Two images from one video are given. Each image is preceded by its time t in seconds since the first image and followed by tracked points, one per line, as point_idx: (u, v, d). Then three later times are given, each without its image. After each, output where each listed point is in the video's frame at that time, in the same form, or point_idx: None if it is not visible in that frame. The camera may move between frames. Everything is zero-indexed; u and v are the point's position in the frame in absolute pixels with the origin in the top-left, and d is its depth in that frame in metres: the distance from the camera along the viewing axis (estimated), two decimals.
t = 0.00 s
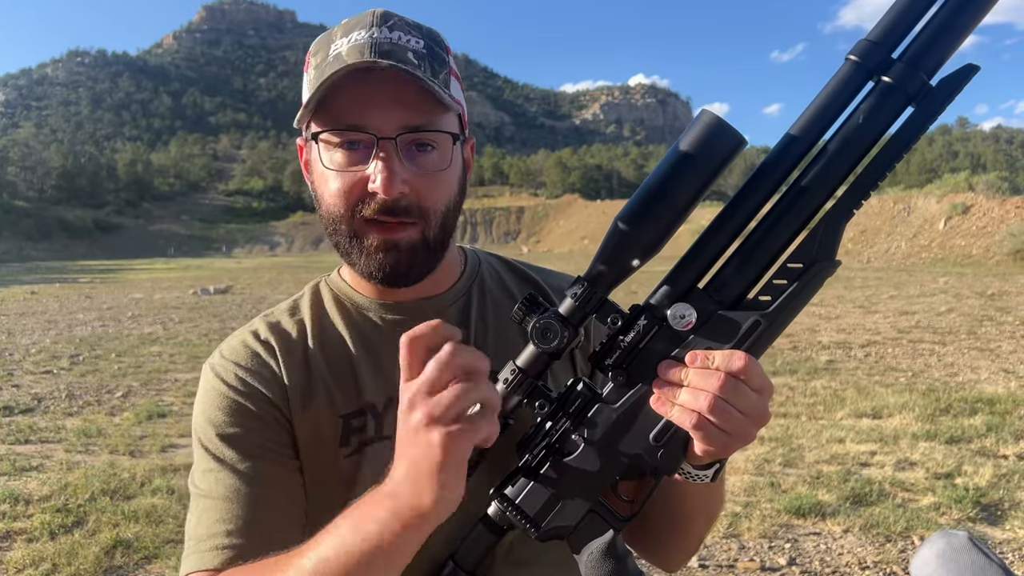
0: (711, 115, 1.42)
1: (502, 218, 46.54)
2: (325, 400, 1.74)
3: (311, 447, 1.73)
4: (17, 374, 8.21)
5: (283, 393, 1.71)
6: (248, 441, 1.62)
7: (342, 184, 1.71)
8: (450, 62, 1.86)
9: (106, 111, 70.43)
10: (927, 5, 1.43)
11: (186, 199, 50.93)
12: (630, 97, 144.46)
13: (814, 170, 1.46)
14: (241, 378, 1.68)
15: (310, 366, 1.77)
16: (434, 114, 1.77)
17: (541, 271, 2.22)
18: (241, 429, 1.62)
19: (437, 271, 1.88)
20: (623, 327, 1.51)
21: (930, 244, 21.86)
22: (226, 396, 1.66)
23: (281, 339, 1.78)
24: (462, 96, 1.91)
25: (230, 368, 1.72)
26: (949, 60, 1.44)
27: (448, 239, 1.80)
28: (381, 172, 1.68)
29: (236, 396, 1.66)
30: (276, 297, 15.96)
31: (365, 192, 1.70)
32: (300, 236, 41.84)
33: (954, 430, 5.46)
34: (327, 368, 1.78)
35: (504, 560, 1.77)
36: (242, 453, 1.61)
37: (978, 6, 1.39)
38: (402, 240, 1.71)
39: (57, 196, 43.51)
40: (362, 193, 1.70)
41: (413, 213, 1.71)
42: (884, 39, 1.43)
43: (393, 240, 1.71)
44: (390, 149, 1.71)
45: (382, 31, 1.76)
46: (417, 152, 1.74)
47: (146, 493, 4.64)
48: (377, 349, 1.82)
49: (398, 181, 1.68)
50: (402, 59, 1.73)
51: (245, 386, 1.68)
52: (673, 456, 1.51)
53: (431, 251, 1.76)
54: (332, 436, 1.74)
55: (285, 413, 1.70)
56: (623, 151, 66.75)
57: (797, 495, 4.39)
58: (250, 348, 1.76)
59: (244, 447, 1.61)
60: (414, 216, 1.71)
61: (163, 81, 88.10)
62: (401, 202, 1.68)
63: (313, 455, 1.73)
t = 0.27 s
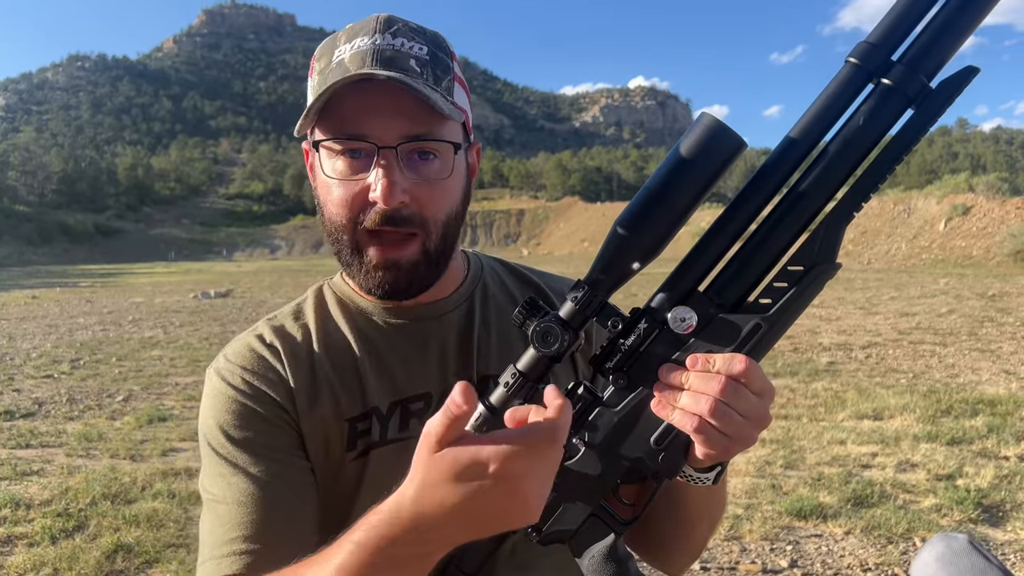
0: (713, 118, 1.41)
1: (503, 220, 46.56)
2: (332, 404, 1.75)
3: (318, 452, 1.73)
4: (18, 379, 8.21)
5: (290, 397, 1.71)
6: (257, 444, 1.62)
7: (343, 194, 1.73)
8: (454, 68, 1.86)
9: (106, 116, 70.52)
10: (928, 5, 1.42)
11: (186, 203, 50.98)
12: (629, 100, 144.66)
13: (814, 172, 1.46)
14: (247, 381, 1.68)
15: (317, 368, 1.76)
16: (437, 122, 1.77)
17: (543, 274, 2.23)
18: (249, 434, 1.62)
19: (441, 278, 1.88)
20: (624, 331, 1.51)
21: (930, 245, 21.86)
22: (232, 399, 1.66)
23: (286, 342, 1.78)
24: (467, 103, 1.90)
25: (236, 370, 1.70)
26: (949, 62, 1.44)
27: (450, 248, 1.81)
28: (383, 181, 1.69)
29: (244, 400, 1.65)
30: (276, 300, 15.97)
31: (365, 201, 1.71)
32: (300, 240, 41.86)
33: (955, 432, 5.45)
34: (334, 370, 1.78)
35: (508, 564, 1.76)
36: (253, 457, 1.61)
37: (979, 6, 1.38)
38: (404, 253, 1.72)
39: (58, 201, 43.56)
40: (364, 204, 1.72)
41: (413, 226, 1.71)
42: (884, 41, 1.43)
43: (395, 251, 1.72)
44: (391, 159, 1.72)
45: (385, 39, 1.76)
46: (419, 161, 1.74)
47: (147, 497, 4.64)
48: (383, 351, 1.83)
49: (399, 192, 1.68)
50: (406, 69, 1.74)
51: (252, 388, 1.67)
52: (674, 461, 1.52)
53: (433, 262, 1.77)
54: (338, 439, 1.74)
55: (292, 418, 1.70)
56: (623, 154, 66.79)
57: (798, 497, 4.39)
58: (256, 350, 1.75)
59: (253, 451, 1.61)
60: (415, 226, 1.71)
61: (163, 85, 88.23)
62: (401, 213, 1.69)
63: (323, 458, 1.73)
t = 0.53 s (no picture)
0: (713, 120, 1.41)
1: (503, 223, 46.57)
2: (331, 415, 1.74)
3: (317, 466, 1.72)
4: (18, 383, 8.20)
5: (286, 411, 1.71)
6: (245, 463, 1.64)
7: (354, 186, 1.72)
8: (459, 62, 1.89)
9: (106, 120, 70.63)
10: (928, 6, 1.42)
11: (187, 207, 51.03)
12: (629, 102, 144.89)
13: (815, 174, 1.46)
14: (240, 395, 1.68)
15: (315, 378, 1.76)
16: (445, 114, 1.79)
17: (545, 276, 2.23)
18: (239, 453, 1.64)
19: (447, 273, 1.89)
20: (624, 333, 1.51)
21: (931, 247, 21.86)
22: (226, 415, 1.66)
23: (287, 350, 1.77)
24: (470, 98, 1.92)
25: (231, 384, 1.70)
26: (948, 63, 1.44)
27: (460, 236, 1.81)
28: (396, 171, 1.68)
29: (236, 416, 1.66)
30: (277, 304, 15.97)
31: (378, 192, 1.70)
32: (300, 243, 41.87)
33: (956, 433, 5.44)
34: (334, 379, 1.77)
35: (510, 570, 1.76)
36: (240, 478, 1.64)
37: (977, 6, 1.38)
38: (416, 242, 1.72)
39: (59, 205, 43.60)
40: (377, 193, 1.71)
41: (426, 215, 1.71)
42: (882, 43, 1.43)
43: (406, 240, 1.71)
44: (404, 150, 1.71)
45: (393, 32, 1.79)
46: (430, 153, 1.74)
47: (148, 501, 4.64)
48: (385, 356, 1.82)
49: (412, 182, 1.68)
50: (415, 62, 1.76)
51: (245, 404, 1.67)
52: (675, 463, 1.52)
53: (443, 251, 1.76)
54: (338, 449, 1.73)
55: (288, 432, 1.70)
56: (623, 156, 66.80)
57: (799, 499, 4.39)
58: (254, 357, 1.74)
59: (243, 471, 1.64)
60: (427, 217, 1.71)
61: (164, 89, 88.38)
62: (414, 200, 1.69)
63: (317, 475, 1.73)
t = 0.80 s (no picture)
0: (711, 126, 1.41)
1: (503, 226, 46.59)
2: (322, 433, 1.74)
3: (306, 485, 1.71)
4: (19, 387, 8.19)
5: (275, 431, 1.70)
6: (233, 486, 1.65)
7: (382, 237, 1.70)
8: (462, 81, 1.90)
9: (107, 123, 70.71)
10: (928, 9, 1.42)
11: (187, 210, 51.06)
12: (629, 105, 145.15)
13: (813, 176, 1.47)
14: (229, 418, 1.68)
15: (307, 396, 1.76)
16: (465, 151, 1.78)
17: (541, 279, 2.23)
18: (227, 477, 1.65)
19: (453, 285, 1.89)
20: (623, 338, 1.51)
21: (931, 249, 21.85)
22: (216, 438, 1.67)
23: (278, 368, 1.76)
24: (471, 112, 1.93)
25: (221, 408, 1.70)
26: (946, 68, 1.44)
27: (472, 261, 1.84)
28: (430, 225, 1.68)
29: (226, 438, 1.66)
30: (277, 307, 15.97)
31: (407, 239, 1.70)
32: (301, 246, 41.89)
33: (957, 435, 5.43)
34: (326, 396, 1.76)
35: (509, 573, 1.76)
36: (228, 503, 1.65)
37: (977, 10, 1.38)
38: (438, 283, 1.75)
39: (59, 209, 43.61)
40: (404, 241, 1.70)
41: (450, 259, 1.73)
42: (881, 48, 1.43)
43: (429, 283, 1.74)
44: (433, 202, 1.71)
45: (406, 68, 1.75)
46: (454, 195, 1.75)
47: (149, 505, 4.64)
48: (381, 371, 1.82)
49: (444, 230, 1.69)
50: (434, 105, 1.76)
51: (235, 427, 1.67)
52: (674, 467, 1.53)
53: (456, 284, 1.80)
54: (329, 466, 1.72)
55: (278, 452, 1.71)
56: (623, 159, 66.82)
57: (801, 501, 4.38)
58: (244, 378, 1.74)
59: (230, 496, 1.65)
60: (451, 258, 1.74)
61: (164, 93, 88.50)
62: (445, 248, 1.70)
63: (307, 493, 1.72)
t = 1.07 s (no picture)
0: (700, 129, 1.42)
1: (503, 228, 46.60)
2: (315, 441, 1.73)
3: (298, 493, 1.70)
4: (19, 390, 8.19)
5: (266, 440, 1.71)
6: (225, 495, 1.66)
7: (363, 255, 1.71)
8: (444, 94, 1.88)
9: (107, 127, 70.81)
10: (919, 7, 1.42)
11: (187, 213, 51.08)
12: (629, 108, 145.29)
13: (807, 177, 1.46)
14: (222, 427, 1.69)
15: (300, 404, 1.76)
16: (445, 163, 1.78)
17: (534, 282, 2.24)
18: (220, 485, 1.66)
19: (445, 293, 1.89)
20: (616, 340, 1.52)
21: (931, 251, 21.85)
22: (210, 447, 1.68)
23: (270, 376, 1.77)
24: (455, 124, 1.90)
25: (215, 417, 1.71)
26: (937, 67, 1.44)
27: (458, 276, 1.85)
28: (412, 243, 1.68)
29: (219, 447, 1.67)
30: (278, 310, 15.97)
31: (390, 257, 1.71)
32: (301, 249, 41.90)
33: (958, 437, 5.43)
34: (319, 404, 1.76)
35: None
36: (224, 511, 1.66)
37: (968, 8, 1.38)
38: (424, 298, 1.75)
39: (60, 212, 43.63)
40: (387, 258, 1.71)
41: (435, 273, 1.74)
42: (871, 49, 1.44)
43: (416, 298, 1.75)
44: (414, 220, 1.71)
45: (383, 88, 1.73)
46: (437, 208, 1.75)
47: (149, 508, 4.63)
48: (373, 379, 1.82)
49: (427, 247, 1.69)
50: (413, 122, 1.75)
51: (228, 436, 1.69)
52: (668, 470, 1.53)
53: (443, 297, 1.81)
54: (324, 472, 1.72)
55: (271, 461, 1.71)
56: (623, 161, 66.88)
57: (801, 504, 4.38)
58: (236, 387, 1.75)
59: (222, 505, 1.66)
60: (436, 273, 1.74)
61: (164, 96, 88.63)
62: (429, 264, 1.70)
63: (300, 500, 1.71)
